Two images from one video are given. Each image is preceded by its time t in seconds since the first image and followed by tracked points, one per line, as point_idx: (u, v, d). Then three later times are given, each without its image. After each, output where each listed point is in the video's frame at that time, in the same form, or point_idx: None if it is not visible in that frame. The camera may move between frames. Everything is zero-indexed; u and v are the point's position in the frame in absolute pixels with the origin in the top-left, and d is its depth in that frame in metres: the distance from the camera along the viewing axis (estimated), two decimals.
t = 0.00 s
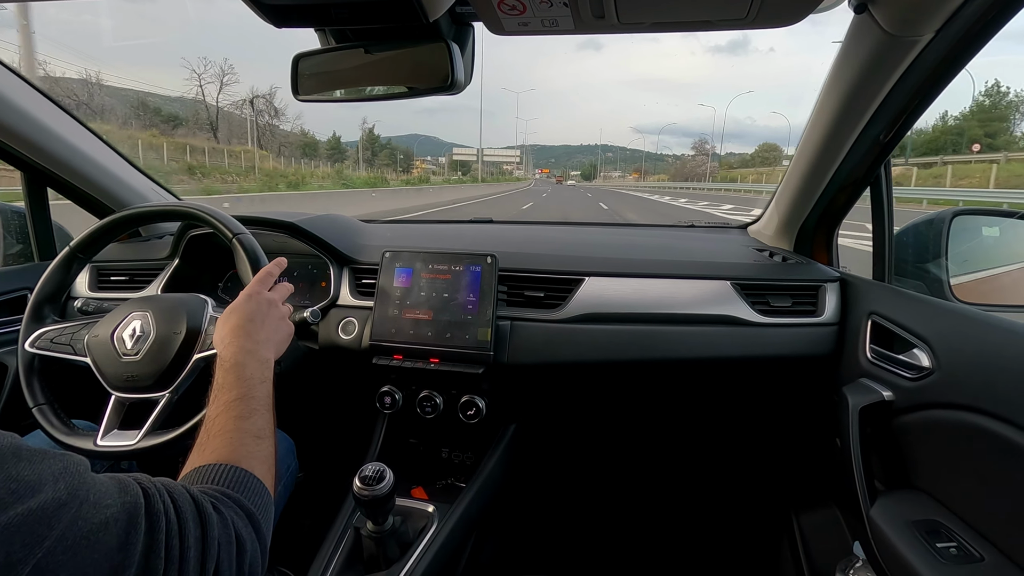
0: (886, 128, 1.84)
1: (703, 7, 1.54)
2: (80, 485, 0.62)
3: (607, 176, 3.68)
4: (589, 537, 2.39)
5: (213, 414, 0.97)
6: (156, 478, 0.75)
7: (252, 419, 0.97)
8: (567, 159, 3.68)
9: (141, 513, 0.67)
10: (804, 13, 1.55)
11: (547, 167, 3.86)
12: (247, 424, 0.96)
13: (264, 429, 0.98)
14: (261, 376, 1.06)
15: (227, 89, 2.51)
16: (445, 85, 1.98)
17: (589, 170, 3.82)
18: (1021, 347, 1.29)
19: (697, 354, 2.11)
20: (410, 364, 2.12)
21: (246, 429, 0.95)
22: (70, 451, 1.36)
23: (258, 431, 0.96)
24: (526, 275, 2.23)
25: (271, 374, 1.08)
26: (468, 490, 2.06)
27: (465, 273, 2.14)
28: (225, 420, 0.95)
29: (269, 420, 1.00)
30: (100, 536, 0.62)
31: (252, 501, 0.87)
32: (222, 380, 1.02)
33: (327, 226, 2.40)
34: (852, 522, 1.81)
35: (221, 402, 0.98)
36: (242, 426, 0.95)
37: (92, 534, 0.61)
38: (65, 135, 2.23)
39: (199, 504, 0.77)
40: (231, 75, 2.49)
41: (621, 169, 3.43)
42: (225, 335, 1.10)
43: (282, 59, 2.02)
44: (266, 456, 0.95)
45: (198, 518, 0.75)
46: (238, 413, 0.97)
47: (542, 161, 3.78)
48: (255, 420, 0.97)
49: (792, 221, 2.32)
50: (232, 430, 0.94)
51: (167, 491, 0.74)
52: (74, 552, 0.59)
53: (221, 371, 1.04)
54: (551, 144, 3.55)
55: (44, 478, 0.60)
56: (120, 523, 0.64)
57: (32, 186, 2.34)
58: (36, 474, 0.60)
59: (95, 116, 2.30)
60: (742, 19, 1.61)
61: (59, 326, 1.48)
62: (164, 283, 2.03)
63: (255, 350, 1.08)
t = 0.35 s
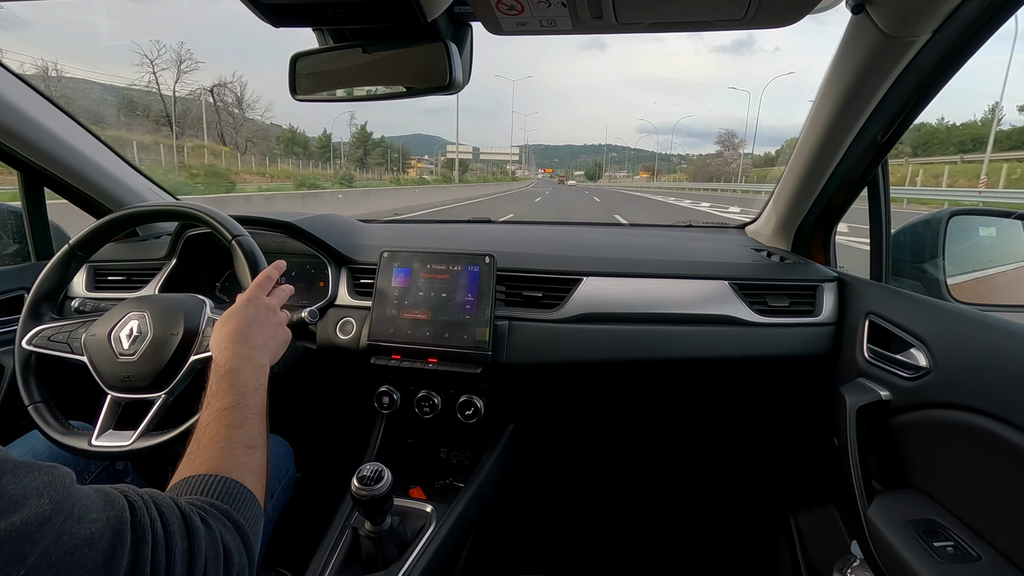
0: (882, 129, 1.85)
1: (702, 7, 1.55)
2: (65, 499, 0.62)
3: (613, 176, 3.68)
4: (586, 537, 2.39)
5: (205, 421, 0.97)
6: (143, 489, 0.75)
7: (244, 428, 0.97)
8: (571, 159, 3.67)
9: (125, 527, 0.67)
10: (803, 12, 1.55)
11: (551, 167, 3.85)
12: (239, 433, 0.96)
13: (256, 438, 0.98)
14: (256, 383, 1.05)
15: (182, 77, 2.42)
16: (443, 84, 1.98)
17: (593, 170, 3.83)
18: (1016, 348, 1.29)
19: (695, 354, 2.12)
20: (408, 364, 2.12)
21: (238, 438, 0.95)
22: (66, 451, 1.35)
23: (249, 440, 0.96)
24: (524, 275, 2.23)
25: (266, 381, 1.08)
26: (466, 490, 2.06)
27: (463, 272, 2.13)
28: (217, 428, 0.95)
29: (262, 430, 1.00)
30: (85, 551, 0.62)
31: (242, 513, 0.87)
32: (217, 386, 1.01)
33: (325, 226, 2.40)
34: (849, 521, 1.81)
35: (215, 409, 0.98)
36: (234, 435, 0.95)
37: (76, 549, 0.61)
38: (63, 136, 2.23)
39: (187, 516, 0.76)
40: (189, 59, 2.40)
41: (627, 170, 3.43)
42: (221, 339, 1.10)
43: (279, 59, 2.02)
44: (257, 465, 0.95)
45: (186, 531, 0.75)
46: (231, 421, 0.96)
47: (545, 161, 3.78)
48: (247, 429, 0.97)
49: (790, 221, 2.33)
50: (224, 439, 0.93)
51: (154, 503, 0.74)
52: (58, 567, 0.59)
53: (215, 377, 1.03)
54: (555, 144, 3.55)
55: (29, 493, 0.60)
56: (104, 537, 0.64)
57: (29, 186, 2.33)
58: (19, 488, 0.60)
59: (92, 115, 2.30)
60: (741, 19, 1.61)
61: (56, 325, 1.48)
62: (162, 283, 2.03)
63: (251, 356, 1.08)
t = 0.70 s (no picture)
0: (880, 129, 1.86)
1: (699, 8, 1.55)
2: (67, 498, 0.62)
3: (618, 176, 3.65)
4: (586, 537, 2.39)
5: (206, 423, 0.96)
6: (146, 488, 0.75)
7: (246, 430, 0.97)
8: (574, 159, 3.66)
9: (127, 527, 0.67)
10: (800, 13, 1.56)
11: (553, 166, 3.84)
12: (239, 435, 0.95)
13: (257, 442, 0.98)
14: (257, 385, 1.05)
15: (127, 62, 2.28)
16: (442, 85, 1.97)
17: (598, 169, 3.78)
18: (1014, 347, 1.30)
19: (693, 354, 2.12)
20: (406, 365, 2.12)
21: (239, 441, 0.95)
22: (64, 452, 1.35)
23: (250, 443, 0.96)
24: (522, 276, 2.23)
25: (267, 384, 1.08)
26: (465, 491, 2.06)
27: (462, 273, 2.13)
28: (219, 430, 0.95)
29: (262, 432, 1.00)
30: (87, 550, 0.62)
31: (243, 515, 0.86)
32: (218, 388, 1.01)
33: (324, 226, 2.40)
34: (848, 521, 1.81)
35: (216, 411, 0.97)
36: (235, 438, 0.94)
37: (77, 548, 0.61)
38: (62, 137, 2.23)
39: (188, 518, 0.76)
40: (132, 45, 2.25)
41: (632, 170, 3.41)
42: (222, 341, 1.10)
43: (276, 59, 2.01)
44: (258, 468, 0.95)
45: (187, 533, 0.75)
46: (233, 424, 0.96)
47: (548, 161, 3.76)
48: (248, 432, 0.97)
49: (788, 221, 2.33)
50: (225, 441, 0.93)
51: (156, 503, 0.74)
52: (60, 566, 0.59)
53: (216, 379, 1.03)
54: (559, 143, 3.53)
55: (32, 491, 0.61)
56: (106, 536, 0.64)
57: (27, 187, 2.32)
58: (24, 486, 0.60)
59: (89, 116, 2.29)
60: (739, 20, 1.62)
61: (54, 326, 1.47)
62: (160, 284, 2.03)
63: (252, 358, 1.08)
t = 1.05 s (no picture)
0: (879, 129, 1.86)
1: (697, 6, 1.55)
2: (73, 502, 0.63)
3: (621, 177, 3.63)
4: (584, 537, 2.39)
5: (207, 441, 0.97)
6: (149, 495, 0.75)
7: (247, 450, 0.97)
8: (578, 158, 3.63)
9: (130, 533, 0.67)
10: (798, 13, 1.56)
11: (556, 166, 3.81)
12: (240, 453, 0.96)
13: (258, 458, 0.98)
14: (259, 404, 1.06)
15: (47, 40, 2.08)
16: (441, 84, 1.97)
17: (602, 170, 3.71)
18: (1011, 347, 1.30)
19: (692, 353, 2.12)
20: (405, 364, 2.12)
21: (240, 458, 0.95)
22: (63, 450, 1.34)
23: (251, 460, 0.96)
24: (521, 275, 2.23)
25: (269, 402, 1.08)
26: (464, 490, 2.06)
27: (460, 272, 2.13)
28: (220, 448, 0.95)
29: (262, 449, 1.01)
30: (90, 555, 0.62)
31: (242, 527, 0.87)
32: (220, 407, 1.01)
33: (323, 225, 2.40)
34: (845, 520, 1.82)
35: (217, 429, 0.98)
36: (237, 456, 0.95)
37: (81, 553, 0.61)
38: (62, 136, 2.22)
39: (189, 526, 0.76)
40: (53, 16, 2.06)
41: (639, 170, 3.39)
42: (225, 360, 1.10)
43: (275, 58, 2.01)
44: (258, 485, 0.95)
45: (187, 541, 0.75)
46: (234, 443, 0.96)
47: (552, 161, 3.74)
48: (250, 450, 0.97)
49: (788, 221, 2.32)
50: (226, 458, 0.94)
51: (159, 510, 0.74)
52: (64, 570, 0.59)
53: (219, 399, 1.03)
54: (564, 143, 3.51)
55: (39, 492, 0.61)
56: (110, 541, 0.64)
57: (25, 185, 2.32)
58: (31, 486, 0.60)
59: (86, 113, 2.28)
60: (738, 19, 1.61)
61: (52, 324, 1.47)
62: (158, 283, 2.03)
63: (255, 377, 1.08)
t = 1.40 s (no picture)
0: (879, 126, 1.86)
1: (695, 4, 1.55)
2: (73, 484, 0.61)
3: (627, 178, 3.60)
4: (585, 535, 2.40)
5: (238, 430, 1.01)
6: (159, 467, 0.74)
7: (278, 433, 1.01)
8: (583, 158, 3.60)
9: (138, 512, 0.66)
10: (795, 10, 1.56)
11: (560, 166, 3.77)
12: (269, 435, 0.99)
13: (285, 437, 1.02)
14: (285, 391, 1.08)
15: None
16: (440, 82, 1.97)
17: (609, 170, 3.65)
18: (1011, 344, 1.30)
19: (692, 351, 2.12)
20: (405, 363, 2.12)
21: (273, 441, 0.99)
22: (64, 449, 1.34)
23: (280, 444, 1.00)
24: (521, 274, 2.23)
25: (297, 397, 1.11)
26: (464, 488, 2.06)
27: (460, 271, 2.13)
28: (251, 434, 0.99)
29: (291, 430, 1.04)
30: (99, 532, 0.61)
31: (267, 499, 0.89)
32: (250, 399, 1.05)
33: (322, 225, 2.40)
34: (845, 517, 1.82)
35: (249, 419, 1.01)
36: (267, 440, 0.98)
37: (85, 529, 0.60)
38: (60, 136, 2.22)
39: (203, 498, 0.76)
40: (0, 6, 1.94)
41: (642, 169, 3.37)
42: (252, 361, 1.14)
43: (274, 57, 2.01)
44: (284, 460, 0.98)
45: (202, 514, 0.74)
46: (264, 429, 1.00)
47: (556, 161, 3.72)
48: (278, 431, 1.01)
49: (787, 218, 2.32)
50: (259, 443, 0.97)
51: (168, 484, 0.73)
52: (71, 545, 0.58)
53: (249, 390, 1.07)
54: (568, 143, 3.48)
55: (34, 477, 0.59)
56: (116, 513, 0.64)
57: (24, 185, 2.33)
58: (27, 471, 0.59)
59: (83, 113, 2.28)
60: (737, 17, 1.61)
61: (52, 323, 1.48)
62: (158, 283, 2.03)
63: (283, 373, 1.11)
